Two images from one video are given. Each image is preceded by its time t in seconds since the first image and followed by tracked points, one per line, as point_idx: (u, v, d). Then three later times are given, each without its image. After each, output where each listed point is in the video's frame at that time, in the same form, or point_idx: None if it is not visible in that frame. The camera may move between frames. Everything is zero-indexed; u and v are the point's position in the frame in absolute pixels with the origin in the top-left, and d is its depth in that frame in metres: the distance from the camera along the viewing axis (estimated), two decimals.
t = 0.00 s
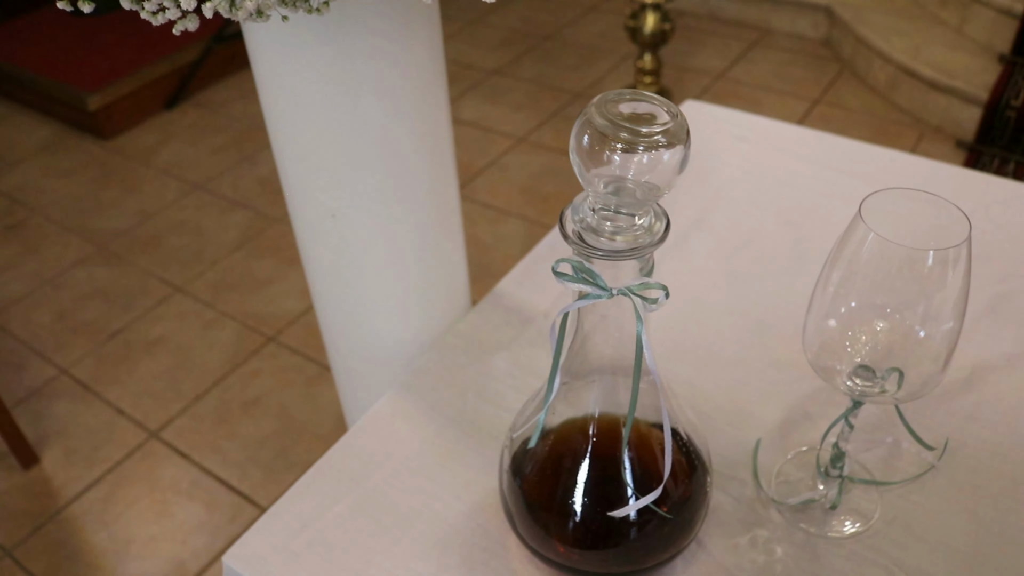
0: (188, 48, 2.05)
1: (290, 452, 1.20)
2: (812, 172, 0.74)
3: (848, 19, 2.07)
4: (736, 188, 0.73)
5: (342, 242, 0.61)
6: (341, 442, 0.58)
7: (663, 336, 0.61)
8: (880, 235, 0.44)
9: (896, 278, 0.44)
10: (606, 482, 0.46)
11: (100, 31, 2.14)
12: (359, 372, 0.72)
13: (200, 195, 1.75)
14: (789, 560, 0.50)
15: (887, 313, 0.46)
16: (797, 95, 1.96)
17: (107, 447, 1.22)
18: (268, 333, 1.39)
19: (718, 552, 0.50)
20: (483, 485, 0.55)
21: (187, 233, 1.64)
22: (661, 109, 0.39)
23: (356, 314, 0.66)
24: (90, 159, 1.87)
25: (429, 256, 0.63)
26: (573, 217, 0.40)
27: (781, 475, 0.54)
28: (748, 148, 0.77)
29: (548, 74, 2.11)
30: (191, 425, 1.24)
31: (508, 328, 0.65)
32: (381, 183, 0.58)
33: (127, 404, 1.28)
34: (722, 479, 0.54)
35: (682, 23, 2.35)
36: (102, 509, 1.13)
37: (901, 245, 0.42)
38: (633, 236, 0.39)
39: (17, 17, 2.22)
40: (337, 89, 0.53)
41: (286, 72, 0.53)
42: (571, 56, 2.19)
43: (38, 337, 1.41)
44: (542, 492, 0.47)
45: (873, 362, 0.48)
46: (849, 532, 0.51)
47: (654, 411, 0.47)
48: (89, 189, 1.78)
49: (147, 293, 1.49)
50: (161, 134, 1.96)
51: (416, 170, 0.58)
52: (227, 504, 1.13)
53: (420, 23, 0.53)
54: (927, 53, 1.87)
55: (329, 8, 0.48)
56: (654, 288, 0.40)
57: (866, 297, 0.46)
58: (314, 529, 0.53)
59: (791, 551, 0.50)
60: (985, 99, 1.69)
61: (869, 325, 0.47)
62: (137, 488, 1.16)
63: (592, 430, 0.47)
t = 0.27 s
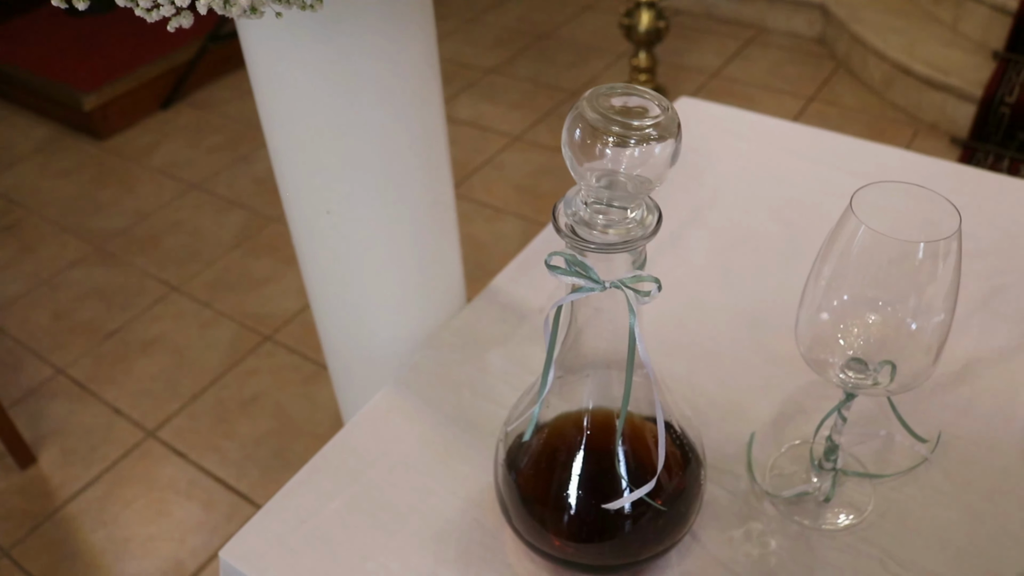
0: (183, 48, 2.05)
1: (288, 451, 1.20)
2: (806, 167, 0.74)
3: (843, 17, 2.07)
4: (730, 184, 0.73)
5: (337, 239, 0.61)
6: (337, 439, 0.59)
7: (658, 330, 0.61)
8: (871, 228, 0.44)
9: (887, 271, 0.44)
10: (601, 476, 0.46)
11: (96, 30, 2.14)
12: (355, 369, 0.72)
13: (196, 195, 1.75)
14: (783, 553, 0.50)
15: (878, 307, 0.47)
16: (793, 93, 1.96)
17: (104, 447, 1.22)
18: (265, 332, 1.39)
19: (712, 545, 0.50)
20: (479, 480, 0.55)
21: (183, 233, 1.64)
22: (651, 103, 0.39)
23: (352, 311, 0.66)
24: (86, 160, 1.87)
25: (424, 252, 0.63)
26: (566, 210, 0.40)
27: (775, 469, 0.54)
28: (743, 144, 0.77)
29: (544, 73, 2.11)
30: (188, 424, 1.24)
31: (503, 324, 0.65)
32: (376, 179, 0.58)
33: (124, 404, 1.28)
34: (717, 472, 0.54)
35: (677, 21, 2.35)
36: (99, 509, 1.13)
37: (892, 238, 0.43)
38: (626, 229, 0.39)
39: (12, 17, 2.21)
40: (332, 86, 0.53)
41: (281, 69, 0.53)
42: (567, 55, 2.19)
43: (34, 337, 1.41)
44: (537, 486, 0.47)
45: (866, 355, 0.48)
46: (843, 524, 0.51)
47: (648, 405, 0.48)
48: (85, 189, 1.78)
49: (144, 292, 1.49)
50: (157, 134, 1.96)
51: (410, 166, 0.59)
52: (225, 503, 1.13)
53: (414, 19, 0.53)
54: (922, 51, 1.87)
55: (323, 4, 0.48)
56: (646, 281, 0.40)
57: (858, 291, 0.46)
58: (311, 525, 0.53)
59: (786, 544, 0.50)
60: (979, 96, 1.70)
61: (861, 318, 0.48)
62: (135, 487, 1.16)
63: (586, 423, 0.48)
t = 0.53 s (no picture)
0: (178, 46, 2.05)
1: (286, 447, 1.20)
2: (799, 158, 0.74)
3: (838, 10, 2.07)
4: (724, 174, 0.73)
5: (331, 231, 0.61)
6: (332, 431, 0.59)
7: (652, 320, 0.62)
8: (862, 216, 0.44)
9: (878, 259, 0.44)
10: (594, 464, 0.46)
11: (90, 28, 2.13)
12: (351, 363, 0.72)
13: (192, 192, 1.75)
14: (778, 540, 0.50)
15: (870, 293, 0.47)
16: (788, 86, 1.96)
17: (102, 444, 1.22)
18: (262, 329, 1.39)
19: (707, 533, 0.51)
20: (474, 471, 0.55)
21: (180, 230, 1.64)
22: (641, 90, 0.39)
23: (347, 304, 0.66)
24: (81, 158, 1.87)
25: (418, 244, 0.63)
26: (557, 199, 0.40)
27: (770, 457, 0.54)
28: (736, 135, 0.78)
29: (540, 68, 2.11)
30: (186, 421, 1.25)
31: (498, 316, 0.66)
32: (369, 171, 0.58)
33: (122, 401, 1.28)
34: (711, 461, 0.54)
35: (673, 15, 2.35)
36: (98, 507, 1.13)
37: (883, 226, 0.43)
38: (617, 216, 0.39)
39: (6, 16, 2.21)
40: (323, 78, 0.53)
41: (273, 62, 0.53)
42: (562, 50, 2.19)
43: (31, 336, 1.41)
44: (531, 475, 0.47)
45: (859, 343, 0.48)
46: (837, 512, 0.51)
47: (642, 394, 0.48)
48: (82, 188, 1.78)
49: (141, 290, 1.49)
50: (153, 132, 1.96)
51: (403, 158, 0.59)
52: (223, 500, 1.14)
53: (404, 11, 0.54)
54: (917, 43, 1.87)
55: None
56: (637, 268, 0.41)
57: (851, 278, 0.46)
58: (307, 517, 0.53)
59: (780, 532, 0.51)
60: (975, 87, 1.70)
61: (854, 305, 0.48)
62: (133, 485, 1.16)
63: (579, 412, 0.48)
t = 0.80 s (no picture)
0: (174, 46, 2.05)
1: (283, 446, 1.20)
2: (791, 151, 0.75)
3: (833, 5, 2.07)
4: (716, 168, 0.73)
5: (323, 227, 0.61)
6: (326, 427, 0.59)
7: (644, 313, 0.62)
8: (850, 206, 0.44)
9: (867, 249, 0.44)
10: (586, 456, 0.46)
11: (85, 29, 2.13)
12: (345, 359, 0.72)
13: (189, 192, 1.75)
14: (770, 532, 0.50)
15: (859, 284, 0.47)
16: (784, 81, 1.96)
17: (100, 444, 1.22)
18: (259, 328, 1.40)
19: (699, 526, 0.51)
20: (467, 465, 0.56)
21: (176, 230, 1.64)
22: (626, 81, 0.39)
23: (340, 300, 0.66)
24: (78, 159, 1.87)
25: (410, 240, 0.63)
26: (544, 191, 0.40)
27: (761, 449, 0.54)
28: (727, 128, 0.78)
29: (535, 65, 2.11)
30: (183, 420, 1.25)
31: (491, 311, 0.66)
32: (360, 167, 0.58)
33: (119, 401, 1.28)
34: (704, 454, 0.54)
35: (668, 12, 2.35)
36: (95, 507, 1.13)
37: (870, 215, 0.43)
38: (605, 208, 0.39)
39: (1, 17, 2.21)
40: (313, 74, 0.53)
41: (264, 58, 0.53)
42: (557, 47, 2.19)
43: (28, 337, 1.41)
44: (523, 468, 0.47)
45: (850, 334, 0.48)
46: (829, 503, 0.52)
47: (633, 387, 0.48)
48: (78, 189, 1.78)
49: (137, 290, 1.50)
50: (149, 132, 1.96)
51: (395, 153, 0.59)
52: (220, 498, 1.14)
53: (394, 8, 0.54)
54: (911, 37, 1.87)
55: None
56: (625, 260, 0.41)
57: (840, 270, 0.46)
58: (301, 512, 0.54)
59: (772, 523, 0.51)
60: (970, 81, 1.69)
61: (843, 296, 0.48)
62: (130, 484, 1.16)
63: (570, 404, 0.48)
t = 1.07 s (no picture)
0: (169, 46, 2.05)
1: (279, 445, 1.20)
2: (782, 145, 0.75)
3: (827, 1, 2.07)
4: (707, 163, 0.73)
5: (314, 224, 0.61)
6: (319, 423, 0.59)
7: (635, 306, 0.62)
8: (837, 197, 0.44)
9: (855, 240, 0.44)
10: (577, 449, 0.47)
11: (80, 30, 2.13)
12: (337, 355, 0.72)
13: (184, 192, 1.75)
14: (762, 524, 0.51)
15: (848, 275, 0.47)
16: (778, 78, 1.97)
17: (96, 445, 1.22)
18: (255, 328, 1.40)
19: (691, 518, 0.51)
20: (459, 459, 0.56)
21: (172, 231, 1.64)
22: (611, 73, 0.39)
23: (332, 297, 0.66)
24: (73, 161, 1.87)
25: (402, 235, 0.63)
26: (532, 183, 0.41)
27: (753, 442, 0.54)
28: (718, 123, 0.78)
29: (530, 63, 2.11)
30: (180, 420, 1.25)
31: (483, 306, 0.66)
32: (351, 164, 0.58)
33: (116, 402, 1.28)
34: (695, 446, 0.54)
35: (663, 9, 2.35)
36: (92, 507, 1.13)
37: (858, 206, 0.43)
38: (592, 199, 0.39)
39: None
40: (302, 72, 0.53)
41: (253, 55, 0.53)
42: (552, 46, 2.19)
43: (24, 338, 1.41)
44: (515, 462, 0.48)
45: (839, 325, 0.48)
46: (820, 495, 0.52)
47: (623, 380, 0.48)
48: (74, 190, 1.78)
49: (134, 291, 1.50)
50: (145, 133, 1.96)
51: (385, 150, 0.59)
52: (217, 498, 1.14)
53: (382, 4, 0.54)
54: (905, 33, 1.87)
55: None
56: (613, 252, 0.41)
57: (829, 262, 0.46)
58: (294, 508, 0.54)
59: (764, 515, 0.51)
60: (964, 76, 1.70)
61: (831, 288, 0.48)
62: (127, 484, 1.16)
63: (560, 397, 0.48)
